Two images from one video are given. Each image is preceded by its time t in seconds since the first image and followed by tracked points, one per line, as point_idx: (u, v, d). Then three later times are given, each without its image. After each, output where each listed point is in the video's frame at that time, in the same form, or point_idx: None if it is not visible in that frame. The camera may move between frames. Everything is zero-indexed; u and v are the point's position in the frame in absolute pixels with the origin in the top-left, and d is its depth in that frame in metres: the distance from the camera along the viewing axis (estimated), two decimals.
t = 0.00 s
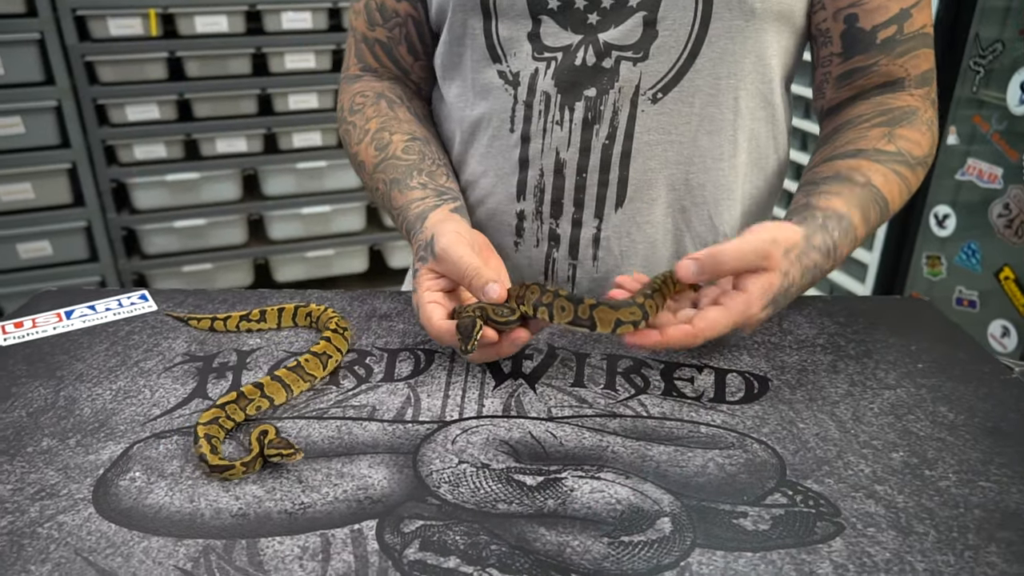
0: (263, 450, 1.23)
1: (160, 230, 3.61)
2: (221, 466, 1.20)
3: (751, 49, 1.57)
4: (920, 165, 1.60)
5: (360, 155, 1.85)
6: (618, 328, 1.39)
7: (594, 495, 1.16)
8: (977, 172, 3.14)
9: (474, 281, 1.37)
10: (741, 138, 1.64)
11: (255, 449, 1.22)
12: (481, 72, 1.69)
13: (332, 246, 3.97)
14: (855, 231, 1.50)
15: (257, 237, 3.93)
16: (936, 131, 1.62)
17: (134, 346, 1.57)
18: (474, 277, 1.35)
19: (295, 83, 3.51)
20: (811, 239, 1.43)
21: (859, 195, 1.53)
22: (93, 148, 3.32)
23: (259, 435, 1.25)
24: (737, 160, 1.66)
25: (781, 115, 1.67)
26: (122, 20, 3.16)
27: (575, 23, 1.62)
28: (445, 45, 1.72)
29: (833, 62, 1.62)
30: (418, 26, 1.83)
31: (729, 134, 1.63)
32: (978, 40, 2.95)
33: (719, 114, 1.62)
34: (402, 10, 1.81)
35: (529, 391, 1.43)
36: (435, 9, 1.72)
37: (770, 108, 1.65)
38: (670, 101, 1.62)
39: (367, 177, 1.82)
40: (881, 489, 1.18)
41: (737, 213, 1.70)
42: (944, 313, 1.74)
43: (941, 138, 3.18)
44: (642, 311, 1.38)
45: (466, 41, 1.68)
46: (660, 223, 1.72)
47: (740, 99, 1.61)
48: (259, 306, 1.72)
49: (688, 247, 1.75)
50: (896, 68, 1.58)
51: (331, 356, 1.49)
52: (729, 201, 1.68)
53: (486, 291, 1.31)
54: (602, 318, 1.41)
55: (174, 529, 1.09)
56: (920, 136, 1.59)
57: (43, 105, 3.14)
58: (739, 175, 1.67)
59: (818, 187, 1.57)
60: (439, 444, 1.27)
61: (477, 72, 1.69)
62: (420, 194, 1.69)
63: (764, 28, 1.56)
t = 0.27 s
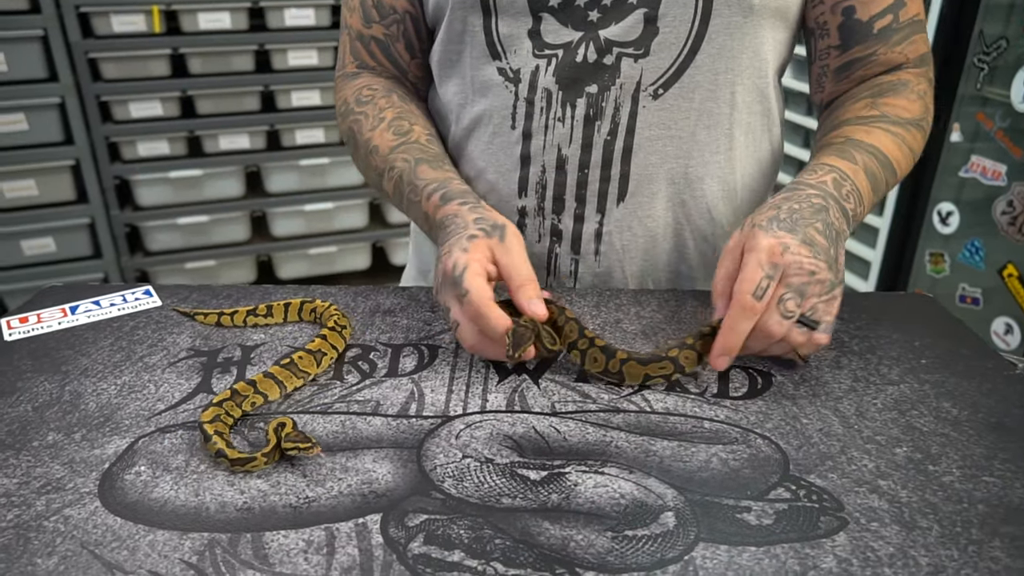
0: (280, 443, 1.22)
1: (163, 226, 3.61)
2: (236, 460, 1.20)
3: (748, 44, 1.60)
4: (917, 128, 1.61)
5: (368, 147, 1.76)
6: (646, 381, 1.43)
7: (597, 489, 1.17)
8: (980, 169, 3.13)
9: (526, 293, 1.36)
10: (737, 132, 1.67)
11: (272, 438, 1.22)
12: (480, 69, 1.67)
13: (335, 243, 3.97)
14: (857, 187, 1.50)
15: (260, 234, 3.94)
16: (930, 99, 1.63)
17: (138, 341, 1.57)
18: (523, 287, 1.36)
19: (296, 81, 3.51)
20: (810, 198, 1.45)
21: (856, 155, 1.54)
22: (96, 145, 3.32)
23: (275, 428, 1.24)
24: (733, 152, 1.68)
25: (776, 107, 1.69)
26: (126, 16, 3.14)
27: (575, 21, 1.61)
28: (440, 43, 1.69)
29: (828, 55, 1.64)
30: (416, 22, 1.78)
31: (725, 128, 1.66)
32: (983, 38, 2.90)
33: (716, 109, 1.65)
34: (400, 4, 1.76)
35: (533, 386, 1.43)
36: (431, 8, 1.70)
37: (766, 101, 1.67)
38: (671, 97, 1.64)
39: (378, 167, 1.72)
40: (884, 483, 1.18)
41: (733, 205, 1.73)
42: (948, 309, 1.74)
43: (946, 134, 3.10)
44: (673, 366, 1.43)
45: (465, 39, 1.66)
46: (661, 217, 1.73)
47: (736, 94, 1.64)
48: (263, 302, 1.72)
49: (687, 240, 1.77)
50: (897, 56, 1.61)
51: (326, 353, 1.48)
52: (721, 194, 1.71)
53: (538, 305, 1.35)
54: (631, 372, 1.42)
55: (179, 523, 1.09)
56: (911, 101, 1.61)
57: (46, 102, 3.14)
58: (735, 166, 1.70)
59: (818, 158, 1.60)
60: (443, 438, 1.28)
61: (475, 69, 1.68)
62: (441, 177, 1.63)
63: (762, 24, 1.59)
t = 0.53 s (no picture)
0: (293, 435, 1.22)
1: (165, 223, 3.61)
2: (248, 453, 1.20)
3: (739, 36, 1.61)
4: (901, 141, 1.62)
5: (382, 145, 1.67)
6: (706, 405, 1.33)
7: (602, 484, 1.17)
8: (983, 164, 3.13)
9: (556, 324, 1.33)
10: (730, 123, 1.68)
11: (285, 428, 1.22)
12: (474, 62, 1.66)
13: (337, 240, 3.97)
14: (852, 217, 1.52)
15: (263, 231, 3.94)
16: (911, 107, 1.64)
17: (142, 337, 1.57)
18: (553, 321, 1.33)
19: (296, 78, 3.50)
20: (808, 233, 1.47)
21: (846, 185, 1.56)
22: (98, 142, 3.33)
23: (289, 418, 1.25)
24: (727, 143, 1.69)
25: (768, 100, 1.70)
26: (128, 12, 3.15)
27: (568, 13, 1.61)
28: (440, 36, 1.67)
29: (814, 48, 1.64)
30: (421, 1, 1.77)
31: (719, 120, 1.67)
32: (986, 33, 2.90)
33: (710, 100, 1.65)
34: None
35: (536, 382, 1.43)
36: None
37: (757, 94, 1.67)
38: (663, 89, 1.64)
39: (393, 166, 1.64)
40: (889, 479, 1.18)
41: (727, 196, 1.75)
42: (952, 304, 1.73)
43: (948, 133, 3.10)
44: (730, 388, 1.35)
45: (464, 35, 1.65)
46: (656, 207, 1.74)
47: (730, 85, 1.64)
48: (266, 297, 1.72)
49: (681, 231, 1.78)
50: (880, 55, 1.60)
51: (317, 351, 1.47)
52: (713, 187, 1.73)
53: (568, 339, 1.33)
54: (688, 396, 1.32)
55: (184, 518, 1.09)
56: (894, 115, 1.61)
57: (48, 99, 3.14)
58: (728, 158, 1.71)
59: (811, 184, 1.60)
60: (447, 434, 1.28)
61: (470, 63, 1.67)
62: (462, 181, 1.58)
63: (753, 16, 1.60)
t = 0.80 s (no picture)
0: (303, 424, 1.23)
1: (168, 217, 3.61)
2: (260, 444, 1.21)
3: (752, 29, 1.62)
4: (912, 139, 1.67)
5: (374, 116, 1.68)
6: (722, 411, 1.31)
7: (608, 477, 1.17)
8: (988, 160, 3.12)
9: (570, 246, 1.31)
10: (743, 117, 1.70)
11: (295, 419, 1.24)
12: (484, 52, 1.64)
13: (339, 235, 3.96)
14: (865, 217, 1.57)
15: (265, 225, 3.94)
16: (924, 105, 1.68)
17: (146, 330, 1.57)
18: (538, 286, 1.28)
19: (299, 73, 3.49)
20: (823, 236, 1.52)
21: (858, 185, 1.61)
22: (101, 136, 3.32)
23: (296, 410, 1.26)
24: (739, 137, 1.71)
25: (779, 94, 1.73)
26: (130, 7, 3.14)
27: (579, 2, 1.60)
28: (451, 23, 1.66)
29: (828, 43, 1.67)
30: None
31: (733, 113, 1.68)
32: (991, 28, 2.87)
33: (725, 95, 1.66)
34: None
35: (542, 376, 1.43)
36: None
37: (769, 88, 1.70)
38: (678, 83, 1.65)
39: (388, 136, 1.64)
40: (895, 472, 1.18)
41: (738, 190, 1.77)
42: (958, 299, 1.73)
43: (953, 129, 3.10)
44: (747, 392, 1.33)
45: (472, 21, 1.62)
46: (669, 199, 1.76)
47: (744, 79, 1.65)
48: (271, 290, 1.72)
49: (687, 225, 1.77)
50: (895, 50, 1.64)
51: (309, 347, 1.46)
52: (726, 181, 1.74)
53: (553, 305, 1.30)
54: (704, 402, 1.31)
55: (190, 510, 1.09)
56: (905, 113, 1.66)
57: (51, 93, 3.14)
58: (740, 152, 1.73)
59: (825, 186, 1.65)
60: (453, 427, 1.27)
61: (481, 57, 1.64)
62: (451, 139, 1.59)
63: (762, 10, 1.60)
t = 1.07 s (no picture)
0: (309, 419, 1.24)
1: (171, 212, 3.61)
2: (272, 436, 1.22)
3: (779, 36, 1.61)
4: (942, 136, 1.69)
5: (388, 88, 1.85)
6: (724, 410, 1.31)
7: (610, 474, 1.17)
8: (992, 157, 3.11)
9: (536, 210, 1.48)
10: (767, 122, 1.69)
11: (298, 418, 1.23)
12: (515, 49, 1.67)
13: (343, 230, 3.97)
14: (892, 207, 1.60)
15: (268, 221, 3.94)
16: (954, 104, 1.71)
17: (150, 324, 1.57)
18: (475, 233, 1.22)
19: (303, 68, 3.49)
20: (855, 223, 1.54)
21: (887, 177, 1.63)
22: (105, 131, 3.31)
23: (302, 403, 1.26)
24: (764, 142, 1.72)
25: (808, 99, 1.71)
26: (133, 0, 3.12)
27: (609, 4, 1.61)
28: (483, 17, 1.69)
29: (866, 48, 1.68)
30: None
31: (756, 117, 1.68)
32: (995, 24, 2.85)
33: (749, 99, 1.66)
34: None
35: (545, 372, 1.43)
36: None
37: (797, 93, 1.69)
38: (704, 87, 1.64)
39: (398, 109, 1.81)
40: (898, 470, 1.18)
41: (760, 194, 1.76)
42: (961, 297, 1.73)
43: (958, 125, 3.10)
44: (750, 390, 1.33)
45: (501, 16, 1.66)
46: (689, 201, 1.76)
47: (770, 84, 1.65)
48: (274, 286, 1.72)
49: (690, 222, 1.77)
50: (932, 54, 1.67)
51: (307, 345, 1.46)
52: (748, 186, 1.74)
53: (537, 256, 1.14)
54: (706, 401, 1.31)
55: (193, 504, 1.09)
56: (938, 110, 1.68)
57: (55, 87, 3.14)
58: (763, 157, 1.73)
59: (856, 175, 1.67)
60: (455, 423, 1.28)
61: (510, 49, 1.68)
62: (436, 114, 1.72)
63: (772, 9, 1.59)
